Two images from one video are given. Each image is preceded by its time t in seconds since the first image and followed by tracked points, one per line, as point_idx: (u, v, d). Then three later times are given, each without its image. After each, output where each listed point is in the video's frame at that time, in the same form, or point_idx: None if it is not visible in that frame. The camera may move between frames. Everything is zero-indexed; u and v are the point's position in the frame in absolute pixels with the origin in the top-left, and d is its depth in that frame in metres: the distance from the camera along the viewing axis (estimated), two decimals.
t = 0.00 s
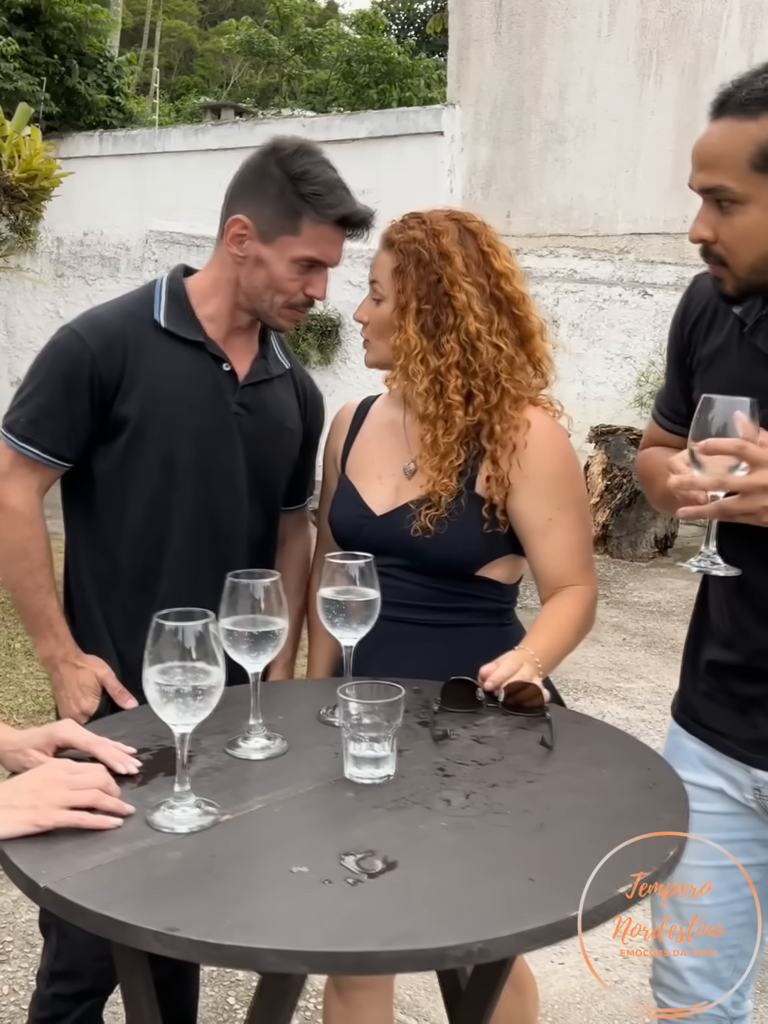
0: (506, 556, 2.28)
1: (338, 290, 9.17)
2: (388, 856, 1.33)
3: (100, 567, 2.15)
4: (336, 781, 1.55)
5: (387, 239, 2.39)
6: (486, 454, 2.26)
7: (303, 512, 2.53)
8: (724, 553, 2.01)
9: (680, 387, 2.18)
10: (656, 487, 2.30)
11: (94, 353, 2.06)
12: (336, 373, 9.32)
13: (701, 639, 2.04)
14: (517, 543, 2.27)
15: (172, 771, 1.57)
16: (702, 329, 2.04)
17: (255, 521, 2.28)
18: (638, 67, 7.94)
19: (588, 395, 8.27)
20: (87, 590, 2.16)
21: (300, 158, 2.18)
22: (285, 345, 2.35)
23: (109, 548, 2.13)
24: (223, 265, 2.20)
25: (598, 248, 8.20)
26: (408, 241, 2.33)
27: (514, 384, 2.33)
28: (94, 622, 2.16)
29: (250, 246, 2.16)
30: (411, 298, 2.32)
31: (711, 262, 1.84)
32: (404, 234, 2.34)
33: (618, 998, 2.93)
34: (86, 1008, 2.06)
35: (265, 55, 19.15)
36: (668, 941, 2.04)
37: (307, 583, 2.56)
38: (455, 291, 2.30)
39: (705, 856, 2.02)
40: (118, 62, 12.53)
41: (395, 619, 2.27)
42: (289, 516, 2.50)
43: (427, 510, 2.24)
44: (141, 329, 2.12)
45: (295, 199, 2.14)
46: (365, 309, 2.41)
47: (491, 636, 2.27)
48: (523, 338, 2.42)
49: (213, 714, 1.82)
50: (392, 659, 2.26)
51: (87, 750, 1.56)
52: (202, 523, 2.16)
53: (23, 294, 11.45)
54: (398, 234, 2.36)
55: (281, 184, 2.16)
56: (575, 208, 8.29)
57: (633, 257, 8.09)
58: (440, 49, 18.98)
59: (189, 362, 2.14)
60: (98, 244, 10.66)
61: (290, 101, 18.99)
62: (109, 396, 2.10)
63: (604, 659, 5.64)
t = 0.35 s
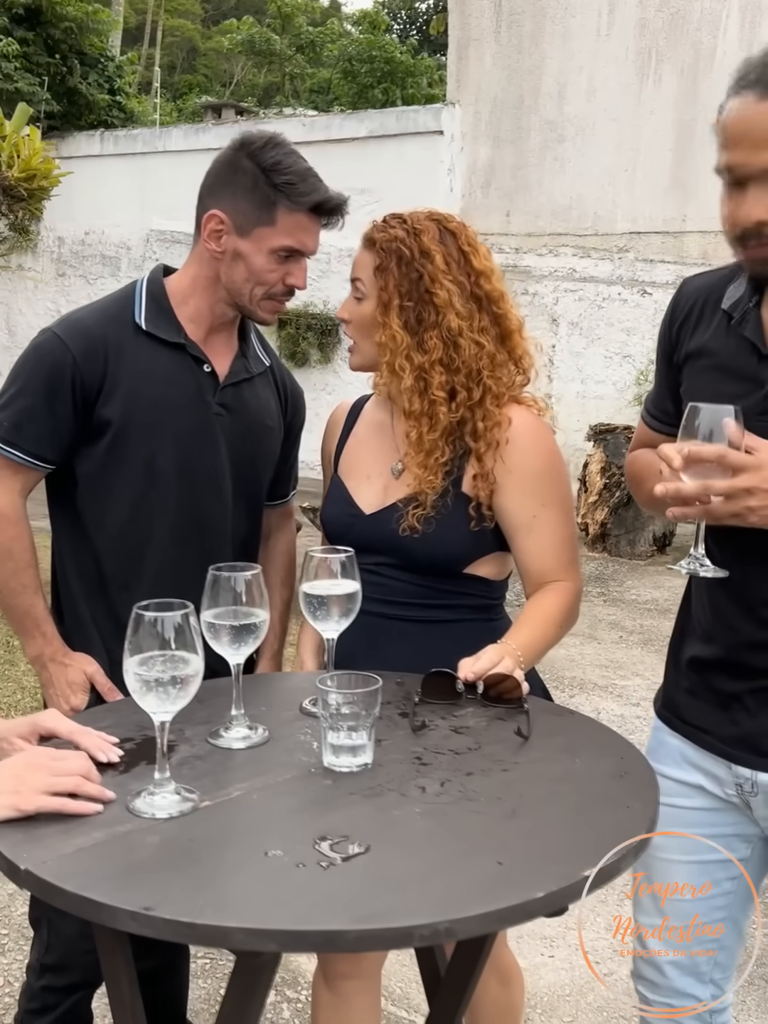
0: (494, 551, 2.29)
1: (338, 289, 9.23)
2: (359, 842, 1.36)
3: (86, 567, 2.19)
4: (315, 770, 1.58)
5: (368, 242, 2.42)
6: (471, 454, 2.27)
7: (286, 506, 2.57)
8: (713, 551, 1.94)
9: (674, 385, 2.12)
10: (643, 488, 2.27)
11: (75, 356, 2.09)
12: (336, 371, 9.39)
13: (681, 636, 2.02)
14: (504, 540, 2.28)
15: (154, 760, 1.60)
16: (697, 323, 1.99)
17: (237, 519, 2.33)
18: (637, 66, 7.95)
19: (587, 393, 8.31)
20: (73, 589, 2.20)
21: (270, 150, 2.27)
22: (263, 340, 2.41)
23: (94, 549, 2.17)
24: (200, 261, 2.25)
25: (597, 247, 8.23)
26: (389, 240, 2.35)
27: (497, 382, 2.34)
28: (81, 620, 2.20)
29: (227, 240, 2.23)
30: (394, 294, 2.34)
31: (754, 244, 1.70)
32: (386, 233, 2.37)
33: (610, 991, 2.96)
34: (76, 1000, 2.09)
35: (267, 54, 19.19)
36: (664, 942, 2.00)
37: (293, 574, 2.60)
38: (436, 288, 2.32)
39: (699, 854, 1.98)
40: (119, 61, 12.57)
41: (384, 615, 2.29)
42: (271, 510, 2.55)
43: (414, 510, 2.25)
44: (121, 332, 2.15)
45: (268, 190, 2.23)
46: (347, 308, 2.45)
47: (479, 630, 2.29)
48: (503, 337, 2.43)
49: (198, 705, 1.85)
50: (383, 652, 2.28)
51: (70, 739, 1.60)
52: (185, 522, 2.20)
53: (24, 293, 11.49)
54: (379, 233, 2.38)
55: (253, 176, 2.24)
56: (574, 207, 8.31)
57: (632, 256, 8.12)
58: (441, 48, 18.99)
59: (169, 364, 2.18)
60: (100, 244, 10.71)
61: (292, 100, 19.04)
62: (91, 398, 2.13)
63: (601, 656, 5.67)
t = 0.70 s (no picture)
0: (484, 549, 2.31)
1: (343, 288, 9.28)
2: (344, 828, 1.39)
3: (83, 562, 2.22)
4: (304, 759, 1.61)
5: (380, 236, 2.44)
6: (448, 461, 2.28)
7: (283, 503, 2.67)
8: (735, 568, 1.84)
9: (665, 397, 2.02)
10: (634, 499, 2.11)
11: (71, 356, 2.12)
12: (340, 371, 9.44)
13: (674, 640, 1.93)
14: (491, 537, 2.30)
15: (146, 750, 1.64)
16: (694, 328, 1.88)
17: (232, 517, 2.36)
18: (641, 65, 7.95)
19: (590, 391, 8.33)
20: (71, 585, 2.23)
21: (261, 145, 2.31)
22: (258, 337, 2.45)
23: (92, 545, 2.20)
24: (194, 259, 2.29)
25: (601, 246, 8.26)
26: (397, 238, 2.37)
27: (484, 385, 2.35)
28: (79, 616, 2.23)
29: (220, 235, 2.27)
30: (389, 292, 2.36)
31: None
32: (396, 230, 2.39)
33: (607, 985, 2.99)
34: (73, 991, 2.12)
35: (272, 54, 19.26)
36: (663, 942, 1.92)
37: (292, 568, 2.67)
38: (432, 294, 2.33)
39: (701, 856, 1.90)
40: (124, 61, 12.61)
41: (376, 610, 2.32)
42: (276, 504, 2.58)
43: (397, 512, 2.28)
44: (117, 333, 2.19)
45: (260, 184, 2.27)
46: (346, 295, 2.47)
47: (472, 624, 2.32)
48: (493, 344, 2.43)
49: (192, 698, 1.88)
50: (375, 646, 2.31)
51: (63, 728, 1.64)
52: (180, 520, 2.24)
53: (30, 293, 11.56)
54: (389, 229, 2.41)
55: (245, 172, 2.28)
56: (578, 207, 8.33)
57: (636, 255, 8.15)
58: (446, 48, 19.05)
59: (164, 364, 2.21)
60: (105, 244, 10.75)
61: (298, 100, 19.11)
62: (87, 397, 2.16)
63: (602, 654, 5.69)
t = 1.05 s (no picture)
0: (484, 548, 2.33)
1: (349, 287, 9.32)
2: (340, 818, 1.42)
3: (86, 559, 2.25)
4: (303, 752, 1.64)
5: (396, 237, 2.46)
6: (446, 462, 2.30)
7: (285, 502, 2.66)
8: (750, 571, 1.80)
9: (653, 396, 1.98)
10: (619, 505, 2.05)
11: (73, 356, 2.15)
12: (347, 370, 9.48)
13: (660, 639, 1.94)
14: (490, 537, 2.31)
15: (148, 744, 1.66)
16: (688, 326, 1.87)
17: (233, 513, 2.39)
18: (647, 65, 7.97)
19: (596, 391, 8.35)
20: (74, 582, 2.26)
21: (257, 142, 2.34)
22: (256, 335, 2.48)
23: (94, 542, 2.23)
24: (193, 257, 2.32)
25: (607, 245, 8.28)
26: (415, 242, 2.40)
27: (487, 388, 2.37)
28: (83, 613, 2.26)
29: (218, 233, 2.30)
30: (407, 294, 2.37)
31: None
32: (414, 234, 2.41)
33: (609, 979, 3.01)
34: (77, 986, 2.15)
35: (280, 55, 19.31)
36: (663, 942, 1.88)
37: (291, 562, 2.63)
38: (449, 301, 2.37)
39: (701, 855, 1.88)
40: (132, 62, 12.65)
41: (379, 609, 2.35)
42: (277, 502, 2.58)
43: (396, 515, 2.30)
44: (118, 332, 2.21)
45: (256, 182, 2.30)
46: (356, 294, 2.47)
47: (473, 622, 2.34)
48: (497, 347, 2.46)
49: (193, 692, 1.91)
50: (377, 642, 2.34)
51: (64, 722, 1.67)
52: (182, 517, 2.27)
53: (38, 294, 11.61)
54: (407, 233, 2.43)
55: (241, 170, 2.31)
56: (584, 206, 8.34)
57: (642, 254, 8.17)
58: (453, 48, 19.09)
59: (165, 363, 2.24)
60: (113, 244, 10.79)
61: (306, 100, 19.16)
62: (88, 396, 2.19)
63: (607, 653, 5.71)
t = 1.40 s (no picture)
0: (491, 548, 2.34)
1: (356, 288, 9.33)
2: (341, 814, 1.44)
3: (89, 559, 2.27)
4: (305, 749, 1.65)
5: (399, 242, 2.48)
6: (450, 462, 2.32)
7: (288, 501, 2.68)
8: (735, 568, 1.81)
9: (626, 395, 1.99)
10: (596, 510, 2.04)
11: (74, 357, 2.17)
12: (353, 371, 9.50)
13: (637, 637, 1.94)
14: (495, 536, 2.32)
15: (153, 741, 1.68)
16: (662, 323, 1.89)
17: (235, 511, 2.41)
18: (653, 65, 7.98)
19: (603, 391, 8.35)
20: (77, 581, 2.28)
21: (251, 143, 2.36)
22: (254, 334, 2.51)
23: (97, 541, 2.25)
24: (190, 258, 2.34)
25: (614, 246, 8.28)
26: (419, 246, 2.41)
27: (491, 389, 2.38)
28: (86, 612, 2.28)
29: (213, 232, 2.32)
30: (411, 298, 2.39)
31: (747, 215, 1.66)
32: (418, 238, 2.43)
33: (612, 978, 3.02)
34: (82, 984, 2.17)
35: (287, 56, 19.33)
36: (664, 943, 1.90)
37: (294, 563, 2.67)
38: (454, 304, 2.39)
39: (699, 855, 1.89)
40: (139, 63, 12.67)
41: (389, 609, 2.36)
42: (270, 501, 2.62)
43: (402, 517, 2.31)
44: (118, 333, 2.23)
45: (251, 181, 2.32)
46: (359, 297, 2.49)
47: (484, 621, 2.35)
48: (500, 352, 2.48)
49: (197, 690, 1.93)
50: (388, 640, 2.34)
51: (71, 719, 1.69)
52: (184, 516, 2.29)
53: (46, 295, 11.64)
54: (411, 237, 2.44)
55: (236, 170, 2.34)
56: (590, 206, 8.34)
57: (649, 255, 8.17)
58: (459, 49, 19.10)
59: (165, 362, 2.26)
60: (120, 245, 10.81)
61: (312, 101, 19.19)
62: (89, 396, 2.21)
63: (613, 653, 5.72)
